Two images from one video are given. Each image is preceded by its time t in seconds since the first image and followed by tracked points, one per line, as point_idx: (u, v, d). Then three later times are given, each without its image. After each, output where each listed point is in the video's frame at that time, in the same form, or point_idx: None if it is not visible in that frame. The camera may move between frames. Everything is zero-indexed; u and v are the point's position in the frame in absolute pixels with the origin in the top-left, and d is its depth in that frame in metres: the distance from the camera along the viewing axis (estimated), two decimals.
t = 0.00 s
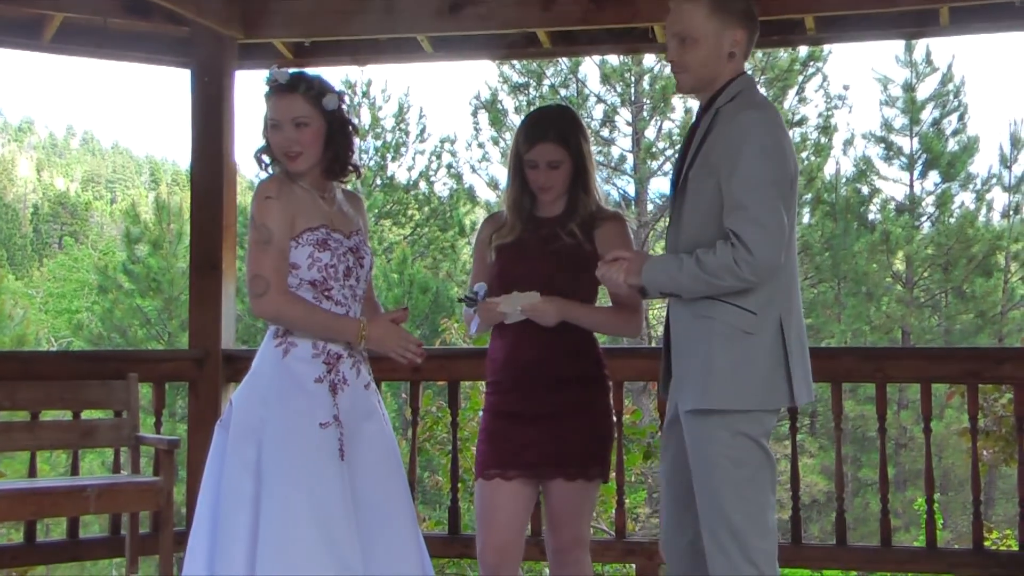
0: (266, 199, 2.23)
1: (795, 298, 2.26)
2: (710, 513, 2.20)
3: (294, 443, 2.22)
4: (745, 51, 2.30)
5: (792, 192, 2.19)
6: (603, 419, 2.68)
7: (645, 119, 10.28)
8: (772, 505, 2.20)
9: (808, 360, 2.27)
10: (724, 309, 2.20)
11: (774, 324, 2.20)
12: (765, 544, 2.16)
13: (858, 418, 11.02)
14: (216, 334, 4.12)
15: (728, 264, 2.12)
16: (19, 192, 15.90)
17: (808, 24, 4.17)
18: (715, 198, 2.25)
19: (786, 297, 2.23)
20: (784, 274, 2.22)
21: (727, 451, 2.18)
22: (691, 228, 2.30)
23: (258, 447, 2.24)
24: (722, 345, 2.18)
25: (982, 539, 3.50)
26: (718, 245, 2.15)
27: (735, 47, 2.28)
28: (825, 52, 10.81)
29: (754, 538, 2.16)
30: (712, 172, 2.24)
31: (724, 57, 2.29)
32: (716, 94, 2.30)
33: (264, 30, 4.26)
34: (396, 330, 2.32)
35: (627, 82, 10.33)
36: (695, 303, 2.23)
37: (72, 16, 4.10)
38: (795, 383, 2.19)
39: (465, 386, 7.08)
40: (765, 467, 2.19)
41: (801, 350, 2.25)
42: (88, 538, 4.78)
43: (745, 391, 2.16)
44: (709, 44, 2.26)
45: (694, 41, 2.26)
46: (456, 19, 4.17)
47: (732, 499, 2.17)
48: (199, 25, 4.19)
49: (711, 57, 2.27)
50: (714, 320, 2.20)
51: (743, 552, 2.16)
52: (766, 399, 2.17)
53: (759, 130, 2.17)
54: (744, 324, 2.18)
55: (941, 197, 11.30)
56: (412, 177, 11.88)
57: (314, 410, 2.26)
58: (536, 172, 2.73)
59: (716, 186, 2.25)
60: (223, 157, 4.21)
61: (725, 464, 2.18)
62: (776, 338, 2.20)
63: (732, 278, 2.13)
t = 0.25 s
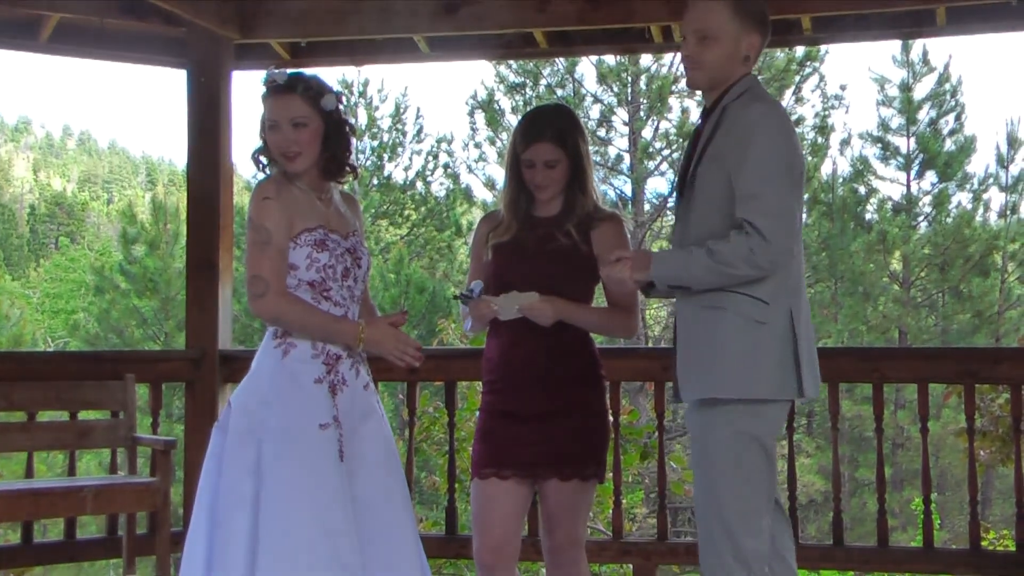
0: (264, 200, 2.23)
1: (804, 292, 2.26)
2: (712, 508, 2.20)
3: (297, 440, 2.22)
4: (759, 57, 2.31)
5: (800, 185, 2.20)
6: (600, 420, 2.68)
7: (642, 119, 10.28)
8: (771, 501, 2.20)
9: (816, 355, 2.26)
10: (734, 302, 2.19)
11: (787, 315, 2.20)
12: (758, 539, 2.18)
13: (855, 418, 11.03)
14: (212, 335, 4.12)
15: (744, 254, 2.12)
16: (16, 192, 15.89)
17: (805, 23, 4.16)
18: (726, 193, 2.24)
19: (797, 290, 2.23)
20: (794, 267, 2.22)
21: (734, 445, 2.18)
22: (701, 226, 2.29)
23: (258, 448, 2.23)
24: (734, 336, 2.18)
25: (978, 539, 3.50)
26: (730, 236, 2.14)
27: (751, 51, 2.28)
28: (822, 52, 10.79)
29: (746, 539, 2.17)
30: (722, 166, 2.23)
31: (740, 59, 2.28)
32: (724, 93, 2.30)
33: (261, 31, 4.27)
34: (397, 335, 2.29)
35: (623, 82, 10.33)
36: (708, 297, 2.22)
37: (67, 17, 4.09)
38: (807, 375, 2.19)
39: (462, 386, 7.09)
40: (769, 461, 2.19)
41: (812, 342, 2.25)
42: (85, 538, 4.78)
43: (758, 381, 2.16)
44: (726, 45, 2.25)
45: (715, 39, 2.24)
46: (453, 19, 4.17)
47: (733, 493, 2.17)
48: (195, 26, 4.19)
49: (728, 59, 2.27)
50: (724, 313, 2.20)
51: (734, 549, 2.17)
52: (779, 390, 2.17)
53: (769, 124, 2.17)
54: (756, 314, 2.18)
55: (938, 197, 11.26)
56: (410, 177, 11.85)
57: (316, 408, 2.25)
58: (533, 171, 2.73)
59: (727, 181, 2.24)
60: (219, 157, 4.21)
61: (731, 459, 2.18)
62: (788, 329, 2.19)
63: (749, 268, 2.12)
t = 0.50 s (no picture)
0: (267, 205, 2.23)
1: (829, 291, 2.28)
2: (715, 507, 2.20)
3: (302, 441, 2.22)
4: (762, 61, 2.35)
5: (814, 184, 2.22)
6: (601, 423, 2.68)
7: (642, 121, 10.29)
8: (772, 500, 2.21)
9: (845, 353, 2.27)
10: (759, 301, 2.19)
11: (812, 313, 2.21)
12: (740, 535, 2.18)
13: (857, 419, 11.03)
14: (213, 338, 4.12)
15: (773, 249, 2.12)
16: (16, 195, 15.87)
17: (806, 25, 4.17)
18: (743, 196, 2.25)
19: (820, 286, 2.23)
20: (818, 264, 2.24)
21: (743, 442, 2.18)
22: (720, 229, 2.29)
23: (262, 453, 2.23)
24: (761, 335, 2.18)
25: (980, 541, 3.50)
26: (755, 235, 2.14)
27: (755, 55, 2.33)
28: (823, 53, 10.81)
29: (736, 549, 2.18)
30: (737, 169, 2.24)
31: (745, 64, 2.32)
32: (730, 97, 2.32)
33: (261, 34, 4.26)
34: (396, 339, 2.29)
35: (624, 84, 10.35)
36: (731, 298, 2.22)
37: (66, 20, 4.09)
38: (839, 369, 2.20)
39: (463, 388, 7.09)
40: (774, 459, 2.20)
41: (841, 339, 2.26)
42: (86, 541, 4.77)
43: (791, 378, 2.17)
44: (732, 50, 2.29)
45: (719, 44, 2.29)
46: (452, 21, 4.17)
47: (733, 492, 2.18)
48: (195, 29, 4.18)
49: (733, 63, 2.30)
50: (748, 314, 2.19)
51: (721, 549, 2.19)
52: (813, 387, 2.18)
53: (784, 124, 2.18)
54: (784, 313, 2.18)
55: (939, 197, 11.34)
56: (410, 180, 11.85)
57: (320, 411, 2.25)
58: (536, 174, 2.73)
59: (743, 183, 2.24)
60: (220, 160, 4.21)
61: (739, 457, 2.18)
62: (818, 327, 2.21)
63: (778, 264, 2.12)
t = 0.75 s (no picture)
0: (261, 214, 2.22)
1: (816, 300, 2.28)
2: (724, 513, 2.19)
3: (296, 448, 2.22)
4: (765, 63, 2.35)
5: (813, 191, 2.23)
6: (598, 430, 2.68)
7: (638, 127, 10.29)
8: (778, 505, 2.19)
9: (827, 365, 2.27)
10: (752, 306, 2.19)
11: (801, 323, 2.21)
12: (765, 545, 2.17)
13: (852, 425, 11.04)
14: (209, 345, 4.12)
15: (770, 255, 2.12)
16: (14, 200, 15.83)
17: (801, 32, 4.18)
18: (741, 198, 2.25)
19: (810, 297, 2.24)
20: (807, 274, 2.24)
21: (747, 445, 2.17)
22: (714, 233, 2.29)
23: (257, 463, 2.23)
24: (752, 341, 2.18)
25: (976, 546, 3.50)
26: (754, 239, 2.15)
27: (758, 57, 2.33)
28: (818, 60, 10.79)
29: (754, 554, 2.17)
30: (734, 172, 2.25)
31: (749, 67, 2.33)
32: (733, 100, 2.33)
33: (256, 41, 4.27)
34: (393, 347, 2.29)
35: (620, 90, 10.33)
36: (724, 303, 2.22)
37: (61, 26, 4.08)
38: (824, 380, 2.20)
39: (459, 395, 7.09)
40: (778, 465, 2.19)
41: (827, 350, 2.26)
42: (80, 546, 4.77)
43: (778, 386, 2.16)
44: (734, 53, 2.29)
45: (722, 46, 2.28)
46: (449, 27, 4.18)
47: (741, 497, 2.18)
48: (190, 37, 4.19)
49: (736, 65, 2.30)
50: (740, 318, 2.19)
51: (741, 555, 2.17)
52: (800, 395, 2.17)
53: (783, 129, 2.20)
54: (775, 320, 2.18)
55: (934, 205, 11.30)
56: (406, 187, 11.90)
57: (315, 418, 2.25)
58: (535, 180, 2.73)
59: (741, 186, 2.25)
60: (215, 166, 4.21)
61: (744, 462, 2.17)
62: (805, 337, 2.20)
63: (775, 270, 2.13)
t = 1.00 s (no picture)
0: (255, 216, 2.19)
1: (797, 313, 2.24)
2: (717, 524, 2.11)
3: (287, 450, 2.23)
4: (766, 56, 2.24)
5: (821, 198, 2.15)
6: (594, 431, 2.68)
7: (631, 130, 10.31)
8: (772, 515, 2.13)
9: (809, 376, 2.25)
10: (749, 311, 2.12)
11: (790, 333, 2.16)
12: (757, 557, 2.09)
13: (845, 427, 11.06)
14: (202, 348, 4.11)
15: (787, 259, 2.03)
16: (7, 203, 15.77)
17: (793, 35, 4.20)
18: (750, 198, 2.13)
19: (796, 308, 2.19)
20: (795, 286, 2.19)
21: (743, 454, 2.09)
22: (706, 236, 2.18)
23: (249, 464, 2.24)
24: (748, 346, 2.10)
25: (970, 548, 3.50)
26: (767, 242, 2.05)
27: (759, 51, 2.21)
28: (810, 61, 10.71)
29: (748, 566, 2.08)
30: (745, 172, 2.13)
31: (749, 62, 2.21)
32: (739, 96, 2.23)
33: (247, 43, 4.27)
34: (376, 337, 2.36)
35: (612, 93, 10.35)
36: (719, 305, 2.14)
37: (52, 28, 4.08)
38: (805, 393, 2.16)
39: (453, 397, 7.10)
40: (768, 474, 2.11)
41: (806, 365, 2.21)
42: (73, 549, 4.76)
43: (769, 394, 2.10)
44: (733, 48, 2.17)
45: (722, 42, 2.16)
46: (441, 30, 4.18)
47: (739, 506, 2.09)
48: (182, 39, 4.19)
49: (736, 61, 2.18)
50: (736, 325, 2.11)
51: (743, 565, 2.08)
52: (787, 404, 2.12)
53: (796, 130, 2.11)
54: (769, 327, 2.12)
55: (927, 207, 11.35)
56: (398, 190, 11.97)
57: (308, 420, 2.25)
58: (527, 183, 2.73)
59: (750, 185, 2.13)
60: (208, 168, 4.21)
61: (741, 470, 2.09)
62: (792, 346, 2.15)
63: (788, 275, 2.04)
